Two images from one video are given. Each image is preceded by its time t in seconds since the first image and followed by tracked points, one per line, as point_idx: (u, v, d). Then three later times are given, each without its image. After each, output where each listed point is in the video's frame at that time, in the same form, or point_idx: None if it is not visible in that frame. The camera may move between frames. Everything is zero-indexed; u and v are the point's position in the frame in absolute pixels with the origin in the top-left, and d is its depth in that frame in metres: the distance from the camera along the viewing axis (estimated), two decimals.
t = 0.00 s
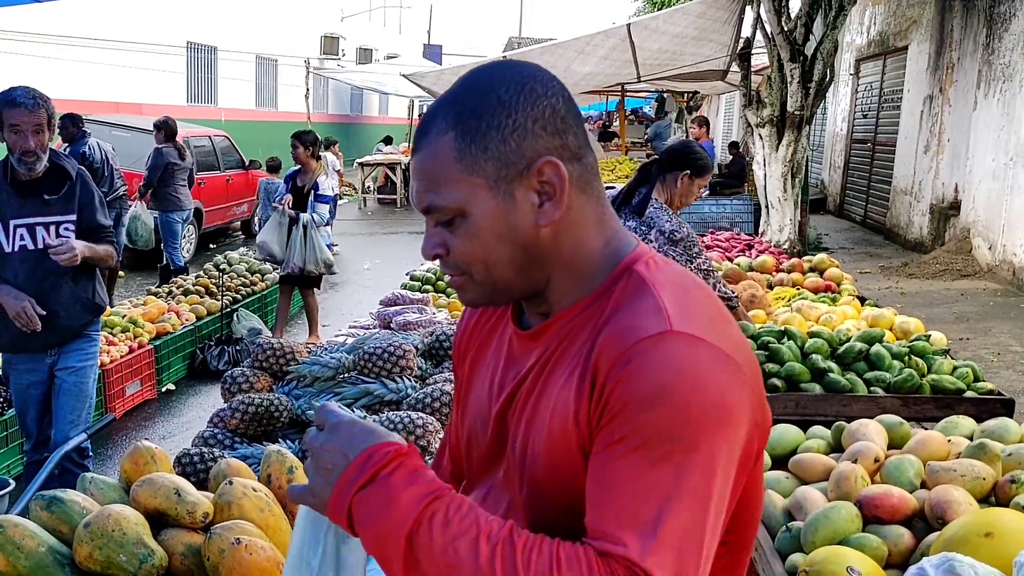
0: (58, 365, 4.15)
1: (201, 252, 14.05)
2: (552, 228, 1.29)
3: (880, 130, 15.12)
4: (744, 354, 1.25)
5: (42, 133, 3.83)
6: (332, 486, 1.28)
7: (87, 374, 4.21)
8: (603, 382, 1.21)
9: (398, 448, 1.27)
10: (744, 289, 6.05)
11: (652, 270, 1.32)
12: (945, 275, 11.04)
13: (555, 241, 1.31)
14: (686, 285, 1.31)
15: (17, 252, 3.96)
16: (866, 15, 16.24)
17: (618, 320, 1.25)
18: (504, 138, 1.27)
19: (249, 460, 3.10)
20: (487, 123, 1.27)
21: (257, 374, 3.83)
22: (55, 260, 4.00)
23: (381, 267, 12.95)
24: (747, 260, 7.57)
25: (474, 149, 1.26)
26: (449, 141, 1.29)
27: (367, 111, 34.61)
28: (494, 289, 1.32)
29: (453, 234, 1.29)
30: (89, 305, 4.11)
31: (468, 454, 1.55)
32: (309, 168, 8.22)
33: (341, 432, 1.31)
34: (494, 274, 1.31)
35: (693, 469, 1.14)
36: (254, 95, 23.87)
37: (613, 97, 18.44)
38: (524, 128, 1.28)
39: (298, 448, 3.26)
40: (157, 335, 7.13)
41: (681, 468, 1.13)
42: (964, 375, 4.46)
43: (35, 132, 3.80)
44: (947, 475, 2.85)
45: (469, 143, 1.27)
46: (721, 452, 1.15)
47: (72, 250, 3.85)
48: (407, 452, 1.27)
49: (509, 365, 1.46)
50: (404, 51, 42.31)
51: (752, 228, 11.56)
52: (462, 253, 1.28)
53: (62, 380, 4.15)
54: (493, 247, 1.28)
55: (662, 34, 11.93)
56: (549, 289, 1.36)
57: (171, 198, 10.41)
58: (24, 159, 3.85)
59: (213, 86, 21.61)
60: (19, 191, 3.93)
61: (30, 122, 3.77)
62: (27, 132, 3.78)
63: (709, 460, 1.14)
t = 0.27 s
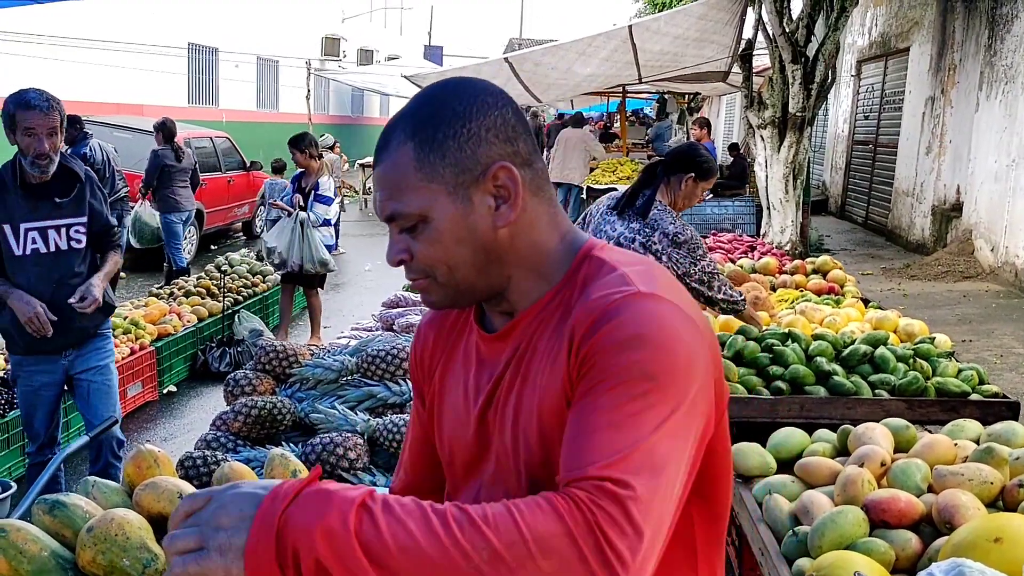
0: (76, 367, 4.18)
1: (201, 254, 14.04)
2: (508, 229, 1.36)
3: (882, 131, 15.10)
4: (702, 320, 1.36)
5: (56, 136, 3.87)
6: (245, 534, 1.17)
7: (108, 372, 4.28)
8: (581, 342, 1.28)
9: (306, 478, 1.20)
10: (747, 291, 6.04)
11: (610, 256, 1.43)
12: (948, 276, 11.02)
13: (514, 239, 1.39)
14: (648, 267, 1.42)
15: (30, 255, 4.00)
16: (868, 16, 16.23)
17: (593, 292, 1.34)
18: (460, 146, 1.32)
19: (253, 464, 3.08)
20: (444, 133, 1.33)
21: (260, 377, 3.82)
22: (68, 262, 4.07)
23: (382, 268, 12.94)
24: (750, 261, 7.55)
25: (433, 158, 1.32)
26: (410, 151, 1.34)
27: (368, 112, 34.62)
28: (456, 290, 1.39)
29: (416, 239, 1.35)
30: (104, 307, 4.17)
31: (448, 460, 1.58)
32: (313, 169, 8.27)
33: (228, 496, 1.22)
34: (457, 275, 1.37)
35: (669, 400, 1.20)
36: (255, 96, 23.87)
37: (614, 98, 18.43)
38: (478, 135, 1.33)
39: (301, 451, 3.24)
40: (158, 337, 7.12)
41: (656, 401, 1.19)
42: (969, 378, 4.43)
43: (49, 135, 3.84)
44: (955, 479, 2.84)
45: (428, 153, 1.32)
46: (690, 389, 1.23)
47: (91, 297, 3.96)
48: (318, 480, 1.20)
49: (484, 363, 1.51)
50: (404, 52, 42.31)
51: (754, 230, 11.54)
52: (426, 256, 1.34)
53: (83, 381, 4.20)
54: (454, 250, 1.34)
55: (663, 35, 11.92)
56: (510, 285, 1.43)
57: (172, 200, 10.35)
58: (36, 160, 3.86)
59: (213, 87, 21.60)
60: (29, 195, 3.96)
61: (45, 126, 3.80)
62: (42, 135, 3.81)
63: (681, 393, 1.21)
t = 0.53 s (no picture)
0: (107, 370, 4.19)
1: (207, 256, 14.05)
2: (476, 237, 1.35)
3: (889, 135, 15.04)
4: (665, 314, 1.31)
5: (96, 140, 3.84)
6: None
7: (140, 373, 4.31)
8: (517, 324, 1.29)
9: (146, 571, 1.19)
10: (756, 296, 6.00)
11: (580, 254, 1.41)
12: (956, 281, 10.96)
13: (479, 245, 1.36)
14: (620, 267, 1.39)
15: (60, 259, 3.99)
16: (875, 19, 16.18)
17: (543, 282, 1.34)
18: (429, 154, 1.31)
19: (260, 468, 3.06)
20: (414, 140, 1.31)
21: (267, 381, 3.80)
22: (97, 266, 4.08)
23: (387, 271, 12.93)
24: (758, 265, 7.50)
25: (403, 166, 1.30)
26: (380, 158, 1.32)
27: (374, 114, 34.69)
28: (424, 295, 1.37)
29: (383, 242, 1.33)
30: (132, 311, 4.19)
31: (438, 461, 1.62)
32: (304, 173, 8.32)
33: None
34: (424, 280, 1.36)
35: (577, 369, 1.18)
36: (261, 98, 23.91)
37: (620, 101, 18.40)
38: (446, 142, 1.32)
39: (308, 455, 3.22)
40: (162, 339, 7.13)
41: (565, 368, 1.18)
42: (980, 385, 4.40)
43: (90, 140, 3.81)
44: (968, 487, 2.80)
45: (398, 160, 1.31)
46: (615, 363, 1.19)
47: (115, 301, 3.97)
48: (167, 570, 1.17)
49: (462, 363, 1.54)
50: (410, 54, 42.35)
51: (762, 233, 11.50)
52: (393, 261, 1.33)
53: (116, 383, 4.23)
54: (421, 256, 1.33)
55: (670, 38, 11.88)
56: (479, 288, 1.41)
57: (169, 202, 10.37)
58: (74, 163, 3.83)
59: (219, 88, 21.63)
60: (64, 197, 3.95)
61: (86, 130, 3.78)
62: (82, 138, 3.79)
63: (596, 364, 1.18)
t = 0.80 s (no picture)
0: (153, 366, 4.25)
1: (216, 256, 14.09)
2: (459, 246, 1.33)
3: (901, 136, 14.94)
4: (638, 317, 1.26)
5: (155, 152, 3.91)
6: None
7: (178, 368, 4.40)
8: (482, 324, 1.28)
9: None
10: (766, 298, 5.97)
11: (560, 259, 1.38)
12: (969, 283, 10.88)
13: (461, 253, 1.34)
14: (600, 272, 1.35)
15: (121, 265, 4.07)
16: (887, 19, 16.09)
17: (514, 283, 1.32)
18: (412, 163, 1.30)
19: (268, 469, 3.05)
20: (398, 150, 1.30)
21: (275, 383, 3.79)
22: (153, 271, 4.19)
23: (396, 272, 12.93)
24: (768, 267, 7.46)
25: (386, 175, 1.30)
26: (363, 167, 1.32)
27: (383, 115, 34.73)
28: (407, 306, 1.34)
29: (366, 252, 1.32)
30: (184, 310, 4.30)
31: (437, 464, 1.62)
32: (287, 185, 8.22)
33: None
34: (408, 289, 1.33)
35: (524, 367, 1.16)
36: (270, 99, 23.96)
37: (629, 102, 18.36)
38: (428, 151, 1.31)
39: (316, 456, 3.22)
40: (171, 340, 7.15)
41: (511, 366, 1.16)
42: (993, 388, 4.36)
43: (149, 152, 3.89)
44: (982, 491, 2.77)
45: (382, 169, 1.30)
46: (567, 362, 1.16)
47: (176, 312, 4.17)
48: None
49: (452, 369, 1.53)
50: (419, 55, 42.39)
51: (772, 235, 11.44)
52: (377, 270, 1.31)
53: (158, 378, 4.29)
54: (404, 265, 1.31)
55: (681, 38, 11.84)
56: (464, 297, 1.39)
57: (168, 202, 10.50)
58: (136, 175, 3.92)
59: (229, 90, 21.69)
60: (126, 206, 4.03)
61: (147, 143, 3.84)
62: (143, 151, 3.86)
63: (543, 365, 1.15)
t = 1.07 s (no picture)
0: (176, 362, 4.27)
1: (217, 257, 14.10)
2: (523, 214, 1.43)
3: (902, 136, 14.93)
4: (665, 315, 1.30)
5: (185, 150, 3.94)
6: None
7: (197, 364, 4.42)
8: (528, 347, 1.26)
9: None
10: (767, 298, 5.97)
11: (574, 257, 1.41)
12: (970, 284, 10.87)
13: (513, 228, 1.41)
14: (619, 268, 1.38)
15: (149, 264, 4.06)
16: (888, 20, 16.08)
17: (547, 294, 1.32)
18: (493, 126, 1.36)
19: (269, 469, 3.06)
20: (479, 110, 1.35)
21: (276, 383, 3.80)
22: (183, 269, 4.23)
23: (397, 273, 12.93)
24: (769, 267, 7.46)
25: (473, 133, 1.32)
26: (444, 123, 1.32)
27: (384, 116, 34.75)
28: (478, 271, 1.37)
29: (441, 214, 1.32)
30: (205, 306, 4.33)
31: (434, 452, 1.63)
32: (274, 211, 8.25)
33: None
34: (479, 255, 1.37)
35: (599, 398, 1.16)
36: (272, 100, 23.97)
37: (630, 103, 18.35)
38: (500, 119, 1.38)
39: (316, 456, 3.22)
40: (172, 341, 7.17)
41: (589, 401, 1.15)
42: (994, 388, 4.36)
43: (179, 150, 3.91)
44: (983, 490, 2.77)
45: (468, 126, 1.33)
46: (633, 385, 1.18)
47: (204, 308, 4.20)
48: None
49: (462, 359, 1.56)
50: (420, 56, 42.42)
51: (773, 235, 11.44)
52: (456, 230, 1.33)
53: (178, 374, 4.30)
54: (484, 226, 1.35)
55: (682, 39, 11.84)
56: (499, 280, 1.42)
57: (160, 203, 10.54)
58: (166, 173, 3.95)
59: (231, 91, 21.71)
60: (156, 203, 4.05)
61: (177, 141, 3.85)
62: (173, 149, 3.88)
63: (614, 393, 1.16)
